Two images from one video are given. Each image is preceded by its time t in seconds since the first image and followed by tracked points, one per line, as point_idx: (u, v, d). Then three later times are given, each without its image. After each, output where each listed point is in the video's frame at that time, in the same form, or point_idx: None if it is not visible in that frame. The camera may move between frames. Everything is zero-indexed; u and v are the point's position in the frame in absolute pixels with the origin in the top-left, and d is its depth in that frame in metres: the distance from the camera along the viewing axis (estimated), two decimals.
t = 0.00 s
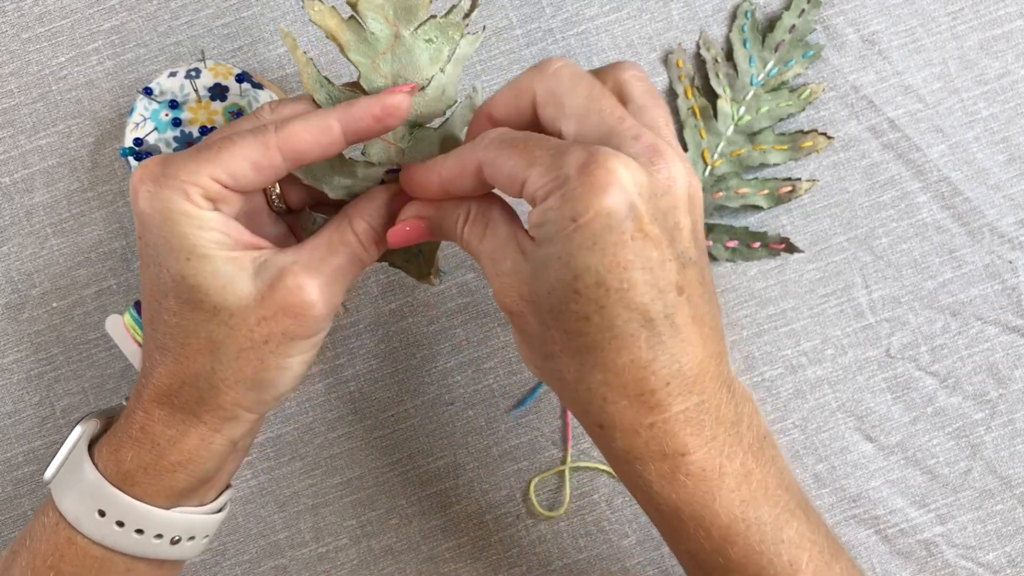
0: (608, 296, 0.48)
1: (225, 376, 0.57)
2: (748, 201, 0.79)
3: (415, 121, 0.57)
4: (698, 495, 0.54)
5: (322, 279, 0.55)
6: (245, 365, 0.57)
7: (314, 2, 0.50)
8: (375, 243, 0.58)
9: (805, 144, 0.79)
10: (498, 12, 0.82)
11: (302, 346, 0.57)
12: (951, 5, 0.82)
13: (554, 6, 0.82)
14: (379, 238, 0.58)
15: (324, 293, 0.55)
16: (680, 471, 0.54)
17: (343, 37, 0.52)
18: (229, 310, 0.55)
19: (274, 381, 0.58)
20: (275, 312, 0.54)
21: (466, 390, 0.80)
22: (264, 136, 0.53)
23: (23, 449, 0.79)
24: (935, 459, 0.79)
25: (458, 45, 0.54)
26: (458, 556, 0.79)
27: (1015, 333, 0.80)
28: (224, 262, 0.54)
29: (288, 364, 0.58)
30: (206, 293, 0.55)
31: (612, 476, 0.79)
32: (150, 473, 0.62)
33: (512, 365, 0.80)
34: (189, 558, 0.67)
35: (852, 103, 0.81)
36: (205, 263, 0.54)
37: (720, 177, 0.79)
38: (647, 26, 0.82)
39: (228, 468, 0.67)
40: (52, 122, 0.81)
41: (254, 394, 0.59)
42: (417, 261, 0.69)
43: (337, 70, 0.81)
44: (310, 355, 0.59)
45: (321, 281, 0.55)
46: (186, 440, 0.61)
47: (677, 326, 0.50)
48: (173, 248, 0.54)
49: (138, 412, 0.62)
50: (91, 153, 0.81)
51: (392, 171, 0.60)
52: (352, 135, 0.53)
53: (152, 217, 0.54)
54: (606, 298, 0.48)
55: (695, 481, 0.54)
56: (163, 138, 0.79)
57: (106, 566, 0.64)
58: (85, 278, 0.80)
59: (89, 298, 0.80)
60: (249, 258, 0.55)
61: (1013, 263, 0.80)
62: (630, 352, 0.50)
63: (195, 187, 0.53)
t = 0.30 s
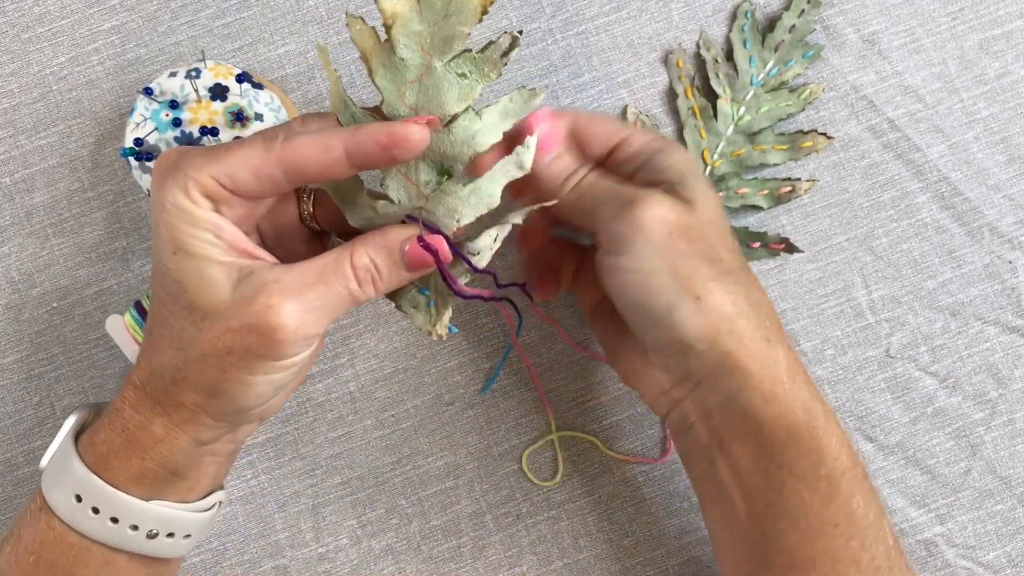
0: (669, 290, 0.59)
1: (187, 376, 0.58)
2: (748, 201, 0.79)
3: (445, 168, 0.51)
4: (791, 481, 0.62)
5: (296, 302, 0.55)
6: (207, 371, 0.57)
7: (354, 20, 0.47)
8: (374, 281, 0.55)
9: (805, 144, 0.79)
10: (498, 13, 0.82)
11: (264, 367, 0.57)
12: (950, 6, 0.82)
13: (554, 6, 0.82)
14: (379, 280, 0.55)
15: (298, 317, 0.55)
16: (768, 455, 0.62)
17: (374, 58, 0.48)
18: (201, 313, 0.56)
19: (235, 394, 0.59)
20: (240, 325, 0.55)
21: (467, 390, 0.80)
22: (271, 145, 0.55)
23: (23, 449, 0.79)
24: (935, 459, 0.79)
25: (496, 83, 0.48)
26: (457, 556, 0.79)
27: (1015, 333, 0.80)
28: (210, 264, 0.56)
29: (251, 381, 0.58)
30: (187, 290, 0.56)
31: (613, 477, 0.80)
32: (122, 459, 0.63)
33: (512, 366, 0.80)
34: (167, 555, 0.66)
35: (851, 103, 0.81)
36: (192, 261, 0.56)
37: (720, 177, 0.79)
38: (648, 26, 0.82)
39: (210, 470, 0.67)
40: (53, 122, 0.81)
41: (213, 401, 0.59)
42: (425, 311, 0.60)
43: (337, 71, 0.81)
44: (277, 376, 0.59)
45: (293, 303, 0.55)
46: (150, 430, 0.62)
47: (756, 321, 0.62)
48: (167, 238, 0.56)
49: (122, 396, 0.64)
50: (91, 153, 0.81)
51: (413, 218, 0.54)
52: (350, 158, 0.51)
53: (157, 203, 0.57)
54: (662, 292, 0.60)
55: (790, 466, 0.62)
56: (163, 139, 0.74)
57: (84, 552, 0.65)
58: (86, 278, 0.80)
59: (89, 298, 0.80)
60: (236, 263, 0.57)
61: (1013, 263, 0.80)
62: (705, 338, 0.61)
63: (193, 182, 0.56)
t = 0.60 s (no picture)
0: (655, 283, 0.60)
1: (181, 374, 0.57)
2: (748, 201, 0.79)
3: (446, 195, 0.50)
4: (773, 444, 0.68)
5: (292, 309, 0.53)
6: (201, 370, 0.56)
7: (369, 38, 0.45)
8: (370, 292, 0.55)
9: (805, 145, 0.80)
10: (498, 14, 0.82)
11: (260, 371, 0.56)
12: (950, 6, 0.82)
13: (554, 6, 0.82)
14: (376, 293, 0.55)
15: (293, 324, 0.54)
16: (753, 419, 0.68)
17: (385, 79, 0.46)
18: (198, 311, 0.55)
19: (228, 396, 0.57)
20: (236, 326, 0.54)
21: (467, 390, 0.80)
22: (278, 155, 0.55)
23: (23, 449, 0.79)
24: (935, 460, 0.79)
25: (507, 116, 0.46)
26: (457, 556, 0.79)
27: (1015, 333, 0.80)
28: (210, 265, 0.55)
29: (244, 385, 0.57)
30: (185, 289, 0.55)
31: (613, 477, 0.80)
32: (113, 456, 0.63)
33: (512, 366, 0.80)
34: (160, 551, 0.67)
35: (851, 103, 0.81)
36: (191, 261, 0.55)
37: (720, 177, 0.80)
38: (647, 26, 0.82)
39: (203, 468, 0.67)
40: (53, 122, 0.81)
41: (205, 401, 0.58)
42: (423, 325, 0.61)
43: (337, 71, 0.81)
44: (270, 381, 0.58)
45: (290, 310, 0.53)
46: (143, 426, 0.61)
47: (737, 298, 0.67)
48: (166, 236, 0.55)
49: (115, 393, 0.63)
50: (91, 153, 0.81)
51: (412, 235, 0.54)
52: (354, 173, 0.52)
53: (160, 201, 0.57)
54: (649, 287, 0.60)
55: (773, 430, 0.68)
56: (163, 139, 0.74)
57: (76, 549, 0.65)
58: (86, 278, 0.80)
59: (89, 299, 0.80)
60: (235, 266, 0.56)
61: (1013, 263, 0.80)
62: (694, 318, 0.64)
63: (196, 183, 0.55)
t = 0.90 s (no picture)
0: (638, 271, 0.56)
1: (211, 378, 0.57)
2: (748, 201, 0.79)
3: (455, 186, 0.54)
4: (750, 455, 0.62)
5: (317, 310, 0.54)
6: (231, 373, 0.56)
7: (369, 39, 0.50)
8: (390, 289, 0.55)
9: (805, 144, 0.79)
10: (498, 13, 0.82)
11: (289, 372, 0.56)
12: (951, 6, 0.82)
13: (554, 6, 0.82)
14: (396, 288, 0.56)
15: (318, 323, 0.54)
16: (730, 428, 0.63)
17: (388, 80, 0.51)
18: (226, 317, 0.55)
19: (259, 397, 0.58)
20: (263, 330, 0.54)
21: (467, 390, 0.80)
22: (285, 157, 0.55)
23: (23, 449, 0.79)
24: (936, 460, 0.79)
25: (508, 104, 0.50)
26: (458, 556, 0.79)
27: (1015, 333, 0.80)
28: (232, 272, 0.55)
29: (275, 386, 0.57)
30: (209, 296, 0.56)
31: (613, 477, 0.80)
32: (148, 456, 0.63)
33: (512, 365, 0.80)
34: (190, 551, 0.66)
35: (852, 103, 0.81)
36: (213, 269, 0.55)
37: (720, 177, 0.79)
38: (648, 26, 0.82)
39: (234, 468, 0.66)
40: (53, 122, 0.81)
41: (238, 403, 0.58)
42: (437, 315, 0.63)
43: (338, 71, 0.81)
44: (300, 380, 0.58)
45: (315, 311, 0.54)
46: (175, 430, 0.61)
47: (720, 305, 0.61)
48: (187, 246, 0.56)
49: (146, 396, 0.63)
50: (91, 153, 0.81)
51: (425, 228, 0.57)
52: (365, 171, 0.52)
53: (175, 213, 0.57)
54: (631, 275, 0.56)
55: (752, 441, 0.62)
56: (163, 139, 0.74)
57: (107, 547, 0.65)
58: (86, 278, 0.80)
59: (89, 298, 0.80)
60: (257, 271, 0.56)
61: (1014, 263, 0.80)
62: (673, 312, 0.59)
63: (211, 192, 0.55)
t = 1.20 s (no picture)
0: (619, 292, 0.57)
1: (224, 355, 0.58)
2: (748, 201, 0.79)
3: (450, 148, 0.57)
4: (742, 487, 0.60)
5: (324, 278, 0.54)
6: (243, 348, 0.57)
7: (361, 14, 0.53)
8: (394, 257, 0.56)
9: (805, 144, 0.79)
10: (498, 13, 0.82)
11: (300, 344, 0.57)
12: (951, 6, 0.82)
13: (554, 6, 0.82)
14: (401, 255, 0.56)
15: (325, 291, 0.54)
16: (717, 458, 0.60)
17: (384, 47, 0.54)
18: (237, 291, 0.56)
19: (271, 372, 0.58)
20: (273, 300, 0.55)
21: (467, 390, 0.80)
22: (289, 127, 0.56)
23: (23, 449, 0.79)
24: (936, 460, 0.79)
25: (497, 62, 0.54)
26: (457, 556, 0.79)
27: (1015, 333, 0.80)
28: (241, 247, 0.56)
29: (287, 360, 0.58)
30: (220, 272, 0.57)
31: (613, 476, 0.80)
32: (162, 440, 0.63)
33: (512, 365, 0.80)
34: (202, 541, 0.66)
35: (852, 103, 0.81)
36: (222, 245, 0.56)
37: (720, 177, 0.79)
38: (647, 26, 0.82)
39: (245, 457, 0.66)
40: (52, 122, 0.81)
41: (250, 380, 0.59)
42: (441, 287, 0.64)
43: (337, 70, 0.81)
44: (310, 353, 0.58)
45: (322, 279, 0.54)
46: (189, 412, 0.62)
47: (708, 330, 0.61)
48: (197, 225, 0.57)
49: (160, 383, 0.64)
50: (90, 154, 0.81)
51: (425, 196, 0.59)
52: (369, 132, 0.54)
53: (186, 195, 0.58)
54: (610, 296, 0.57)
55: (743, 472, 0.60)
56: (163, 138, 0.74)
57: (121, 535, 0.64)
58: (86, 278, 0.80)
59: (89, 298, 0.80)
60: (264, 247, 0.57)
61: (1013, 263, 0.80)
62: (657, 334, 0.59)
63: (218, 170, 0.56)
